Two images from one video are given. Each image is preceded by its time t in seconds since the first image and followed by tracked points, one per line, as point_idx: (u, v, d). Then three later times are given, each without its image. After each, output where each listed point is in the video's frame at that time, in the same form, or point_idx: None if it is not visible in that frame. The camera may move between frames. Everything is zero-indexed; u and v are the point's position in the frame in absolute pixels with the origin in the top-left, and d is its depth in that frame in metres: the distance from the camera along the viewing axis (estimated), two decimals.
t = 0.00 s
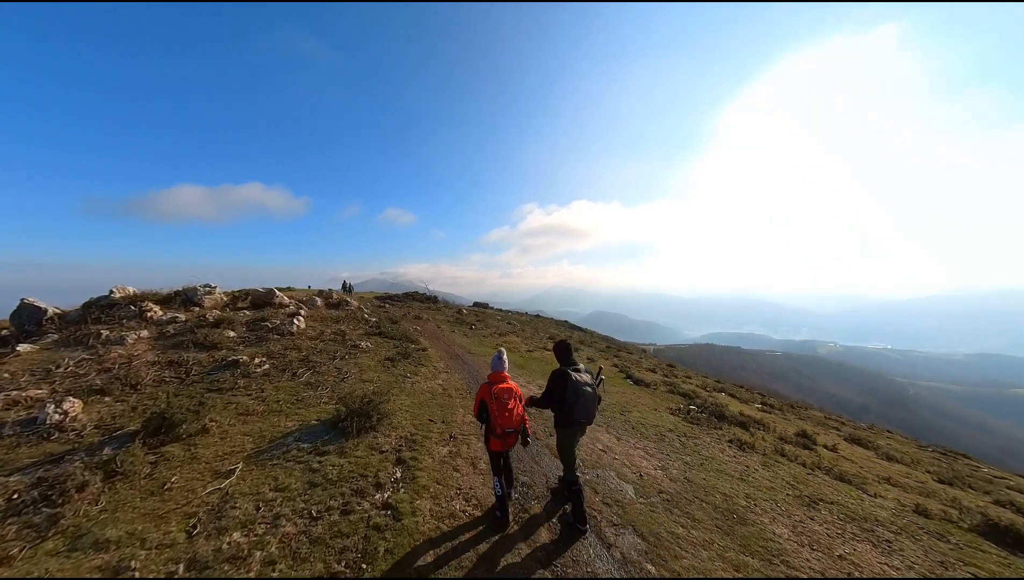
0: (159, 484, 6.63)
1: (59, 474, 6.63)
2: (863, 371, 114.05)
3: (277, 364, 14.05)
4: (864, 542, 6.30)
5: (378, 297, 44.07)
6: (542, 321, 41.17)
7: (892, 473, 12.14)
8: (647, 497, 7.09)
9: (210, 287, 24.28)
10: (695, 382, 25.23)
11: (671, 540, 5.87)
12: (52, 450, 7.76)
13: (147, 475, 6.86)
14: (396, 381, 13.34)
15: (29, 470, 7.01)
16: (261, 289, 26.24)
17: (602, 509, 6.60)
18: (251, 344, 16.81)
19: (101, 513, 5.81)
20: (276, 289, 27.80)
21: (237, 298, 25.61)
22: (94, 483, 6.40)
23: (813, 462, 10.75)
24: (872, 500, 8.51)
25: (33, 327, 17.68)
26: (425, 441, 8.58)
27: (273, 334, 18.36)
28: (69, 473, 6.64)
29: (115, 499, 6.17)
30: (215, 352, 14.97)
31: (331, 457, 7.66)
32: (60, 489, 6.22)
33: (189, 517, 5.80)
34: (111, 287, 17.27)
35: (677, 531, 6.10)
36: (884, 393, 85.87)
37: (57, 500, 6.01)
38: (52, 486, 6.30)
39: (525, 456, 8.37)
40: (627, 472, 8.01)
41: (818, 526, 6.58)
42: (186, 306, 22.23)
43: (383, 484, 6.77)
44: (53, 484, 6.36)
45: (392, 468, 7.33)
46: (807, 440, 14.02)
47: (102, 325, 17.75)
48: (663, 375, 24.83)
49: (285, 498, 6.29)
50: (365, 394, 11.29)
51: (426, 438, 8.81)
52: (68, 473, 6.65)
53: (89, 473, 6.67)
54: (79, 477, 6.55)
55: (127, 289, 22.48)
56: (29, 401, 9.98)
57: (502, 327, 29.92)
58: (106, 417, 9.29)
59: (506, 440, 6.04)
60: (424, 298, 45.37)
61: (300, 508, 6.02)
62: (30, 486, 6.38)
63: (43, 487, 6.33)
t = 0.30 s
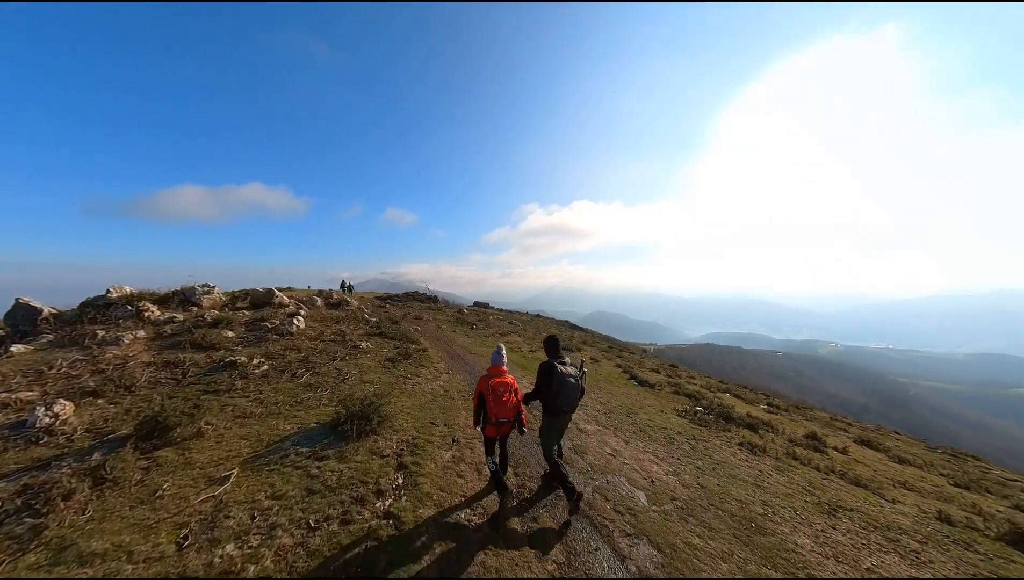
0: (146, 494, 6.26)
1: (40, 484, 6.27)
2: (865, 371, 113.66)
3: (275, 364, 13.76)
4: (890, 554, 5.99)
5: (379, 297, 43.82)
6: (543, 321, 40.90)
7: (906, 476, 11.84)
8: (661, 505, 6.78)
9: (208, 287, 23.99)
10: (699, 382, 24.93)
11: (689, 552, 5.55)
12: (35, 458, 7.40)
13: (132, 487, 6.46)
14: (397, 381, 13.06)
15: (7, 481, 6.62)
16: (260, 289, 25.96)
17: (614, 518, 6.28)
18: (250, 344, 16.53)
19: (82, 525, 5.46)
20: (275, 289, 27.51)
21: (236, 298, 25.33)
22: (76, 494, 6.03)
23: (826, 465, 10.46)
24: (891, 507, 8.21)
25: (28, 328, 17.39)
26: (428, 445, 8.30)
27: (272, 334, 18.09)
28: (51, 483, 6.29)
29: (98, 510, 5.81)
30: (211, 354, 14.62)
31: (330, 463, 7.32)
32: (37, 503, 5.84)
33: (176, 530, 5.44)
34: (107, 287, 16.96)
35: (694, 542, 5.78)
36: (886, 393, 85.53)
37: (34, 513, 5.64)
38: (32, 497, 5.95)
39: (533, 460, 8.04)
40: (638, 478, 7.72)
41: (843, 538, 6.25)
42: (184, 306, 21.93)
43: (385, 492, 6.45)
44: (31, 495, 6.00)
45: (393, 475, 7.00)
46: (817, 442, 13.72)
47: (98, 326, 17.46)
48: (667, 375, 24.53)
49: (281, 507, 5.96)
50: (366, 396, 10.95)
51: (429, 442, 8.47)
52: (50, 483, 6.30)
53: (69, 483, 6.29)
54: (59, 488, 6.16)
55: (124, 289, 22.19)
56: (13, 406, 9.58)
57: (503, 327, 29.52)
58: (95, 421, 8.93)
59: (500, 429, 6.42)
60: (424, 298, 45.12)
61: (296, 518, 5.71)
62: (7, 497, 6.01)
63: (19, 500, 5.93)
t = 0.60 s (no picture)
0: (148, 493, 6.26)
1: (41, 484, 6.26)
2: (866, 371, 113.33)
3: (276, 366, 13.65)
4: (899, 558, 5.88)
5: (380, 298, 43.81)
6: (544, 322, 40.87)
7: (910, 478, 11.71)
8: (664, 506, 6.71)
9: (209, 288, 24.02)
10: (700, 383, 24.82)
11: (694, 555, 5.47)
12: (35, 458, 7.38)
13: (135, 484, 6.49)
14: (398, 382, 13.01)
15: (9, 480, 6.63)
16: (261, 290, 25.98)
17: (618, 520, 6.20)
18: (250, 344, 16.50)
19: (82, 526, 5.43)
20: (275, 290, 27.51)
21: (236, 299, 25.34)
22: (79, 494, 6.05)
23: (830, 466, 10.36)
24: (898, 509, 8.11)
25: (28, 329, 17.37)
26: (428, 447, 8.21)
27: (272, 335, 18.06)
28: (52, 483, 6.27)
29: (100, 510, 5.80)
30: (211, 354, 14.61)
31: (331, 463, 7.29)
32: (42, 500, 5.87)
33: (176, 531, 5.40)
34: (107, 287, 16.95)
35: (699, 545, 5.70)
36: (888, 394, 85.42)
37: (37, 513, 5.65)
38: (32, 498, 5.93)
39: (534, 460, 7.98)
40: (642, 480, 7.62)
41: (848, 540, 6.18)
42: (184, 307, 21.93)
43: (385, 493, 6.39)
44: (34, 495, 6.00)
45: (394, 476, 6.96)
46: (820, 442, 13.62)
47: (98, 326, 17.44)
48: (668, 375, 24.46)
49: (281, 509, 5.91)
50: (366, 397, 10.93)
51: (429, 443, 8.44)
52: (52, 482, 6.29)
53: (71, 483, 6.28)
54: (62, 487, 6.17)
55: (125, 289, 22.18)
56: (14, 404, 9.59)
57: (504, 327, 29.57)
58: (95, 421, 8.93)
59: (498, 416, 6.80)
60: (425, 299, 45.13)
61: (296, 520, 5.65)
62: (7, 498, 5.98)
63: (22, 498, 5.95)
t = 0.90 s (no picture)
0: (120, 532, 5.87)
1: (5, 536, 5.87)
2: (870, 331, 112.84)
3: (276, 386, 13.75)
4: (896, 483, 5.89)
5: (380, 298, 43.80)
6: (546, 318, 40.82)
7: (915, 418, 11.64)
8: (690, 474, 6.16)
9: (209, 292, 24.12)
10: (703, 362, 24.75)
11: (726, 527, 4.95)
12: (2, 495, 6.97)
13: (106, 524, 6.07)
14: (398, 386, 13.02)
15: None
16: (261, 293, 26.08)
17: (641, 497, 5.68)
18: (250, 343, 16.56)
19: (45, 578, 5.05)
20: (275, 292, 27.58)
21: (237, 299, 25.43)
22: (44, 546, 5.65)
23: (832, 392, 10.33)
24: (900, 433, 8.04)
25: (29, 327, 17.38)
26: (426, 442, 8.25)
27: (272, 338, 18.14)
28: (16, 535, 5.88)
29: (67, 557, 5.41)
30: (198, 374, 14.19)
31: (319, 481, 6.86)
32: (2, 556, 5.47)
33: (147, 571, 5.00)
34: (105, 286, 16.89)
35: (733, 515, 5.15)
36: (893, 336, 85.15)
37: None
38: None
39: (542, 461, 7.49)
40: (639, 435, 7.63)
41: (891, 495, 5.65)
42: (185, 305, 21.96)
43: (379, 503, 5.93)
44: None
45: (389, 486, 6.45)
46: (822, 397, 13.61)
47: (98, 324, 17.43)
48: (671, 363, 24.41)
49: (265, 531, 5.51)
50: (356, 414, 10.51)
51: (426, 449, 7.96)
52: (16, 535, 5.90)
53: (34, 536, 5.87)
54: (23, 541, 5.75)
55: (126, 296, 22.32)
56: None
57: (502, 320, 29.10)
58: (70, 457, 8.51)
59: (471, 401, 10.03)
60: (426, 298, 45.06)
61: (281, 540, 5.23)
62: None
63: None
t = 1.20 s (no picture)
0: (176, 533, 5.76)
1: (57, 537, 5.73)
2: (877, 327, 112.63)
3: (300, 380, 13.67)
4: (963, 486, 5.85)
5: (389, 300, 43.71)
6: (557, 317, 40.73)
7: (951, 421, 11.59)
8: (754, 475, 6.13)
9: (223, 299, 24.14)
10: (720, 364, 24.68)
11: (803, 526, 4.92)
12: (46, 494, 6.84)
13: (161, 526, 5.96)
14: (427, 382, 13.00)
15: (21, 520, 6.07)
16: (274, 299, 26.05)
17: (711, 496, 5.63)
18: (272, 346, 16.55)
19: None
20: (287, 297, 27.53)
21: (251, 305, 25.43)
22: (99, 547, 5.52)
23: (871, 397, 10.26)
24: (949, 435, 8.01)
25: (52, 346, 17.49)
26: (472, 442, 8.22)
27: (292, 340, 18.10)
28: (69, 537, 5.75)
29: (127, 558, 5.29)
30: (221, 382, 14.09)
31: (371, 482, 6.76)
32: (58, 558, 5.34)
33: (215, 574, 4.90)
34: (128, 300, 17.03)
35: (810, 515, 5.10)
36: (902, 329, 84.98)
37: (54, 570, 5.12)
38: (48, 554, 5.41)
39: (590, 461, 7.08)
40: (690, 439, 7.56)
41: (963, 493, 5.62)
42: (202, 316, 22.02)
43: (442, 507, 5.93)
44: (49, 550, 5.46)
45: (447, 489, 6.45)
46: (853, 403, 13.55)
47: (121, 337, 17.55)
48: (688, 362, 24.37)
49: (328, 532, 5.39)
50: (389, 414, 10.39)
51: (473, 451, 7.90)
52: (68, 536, 5.76)
53: (88, 538, 5.74)
54: (76, 543, 5.61)
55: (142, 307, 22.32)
56: (17, 447, 9.02)
57: (514, 319, 28.89)
58: (107, 457, 8.38)
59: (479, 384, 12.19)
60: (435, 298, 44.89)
61: (349, 541, 5.15)
62: (21, 551, 5.45)
63: (35, 555, 5.40)
